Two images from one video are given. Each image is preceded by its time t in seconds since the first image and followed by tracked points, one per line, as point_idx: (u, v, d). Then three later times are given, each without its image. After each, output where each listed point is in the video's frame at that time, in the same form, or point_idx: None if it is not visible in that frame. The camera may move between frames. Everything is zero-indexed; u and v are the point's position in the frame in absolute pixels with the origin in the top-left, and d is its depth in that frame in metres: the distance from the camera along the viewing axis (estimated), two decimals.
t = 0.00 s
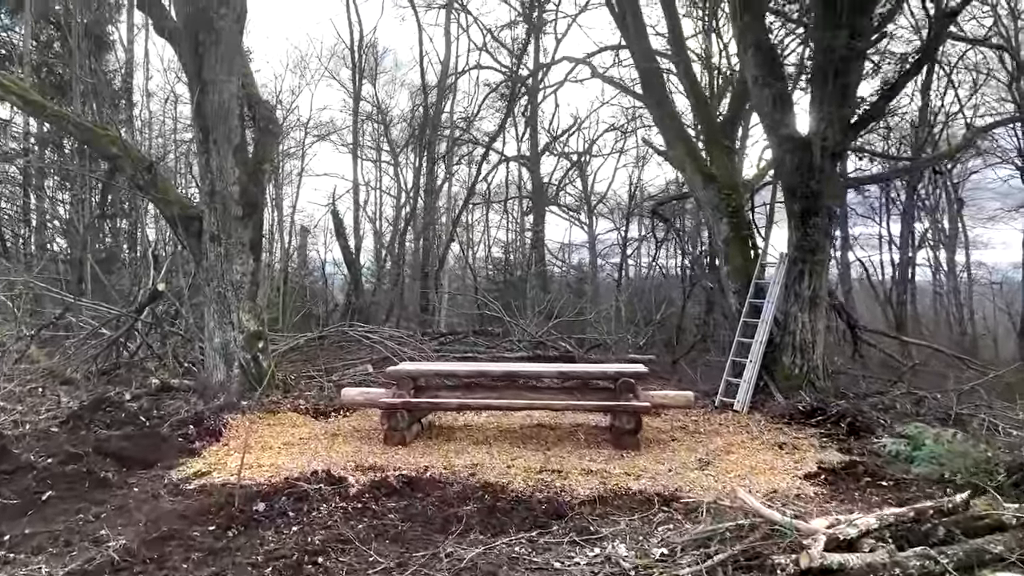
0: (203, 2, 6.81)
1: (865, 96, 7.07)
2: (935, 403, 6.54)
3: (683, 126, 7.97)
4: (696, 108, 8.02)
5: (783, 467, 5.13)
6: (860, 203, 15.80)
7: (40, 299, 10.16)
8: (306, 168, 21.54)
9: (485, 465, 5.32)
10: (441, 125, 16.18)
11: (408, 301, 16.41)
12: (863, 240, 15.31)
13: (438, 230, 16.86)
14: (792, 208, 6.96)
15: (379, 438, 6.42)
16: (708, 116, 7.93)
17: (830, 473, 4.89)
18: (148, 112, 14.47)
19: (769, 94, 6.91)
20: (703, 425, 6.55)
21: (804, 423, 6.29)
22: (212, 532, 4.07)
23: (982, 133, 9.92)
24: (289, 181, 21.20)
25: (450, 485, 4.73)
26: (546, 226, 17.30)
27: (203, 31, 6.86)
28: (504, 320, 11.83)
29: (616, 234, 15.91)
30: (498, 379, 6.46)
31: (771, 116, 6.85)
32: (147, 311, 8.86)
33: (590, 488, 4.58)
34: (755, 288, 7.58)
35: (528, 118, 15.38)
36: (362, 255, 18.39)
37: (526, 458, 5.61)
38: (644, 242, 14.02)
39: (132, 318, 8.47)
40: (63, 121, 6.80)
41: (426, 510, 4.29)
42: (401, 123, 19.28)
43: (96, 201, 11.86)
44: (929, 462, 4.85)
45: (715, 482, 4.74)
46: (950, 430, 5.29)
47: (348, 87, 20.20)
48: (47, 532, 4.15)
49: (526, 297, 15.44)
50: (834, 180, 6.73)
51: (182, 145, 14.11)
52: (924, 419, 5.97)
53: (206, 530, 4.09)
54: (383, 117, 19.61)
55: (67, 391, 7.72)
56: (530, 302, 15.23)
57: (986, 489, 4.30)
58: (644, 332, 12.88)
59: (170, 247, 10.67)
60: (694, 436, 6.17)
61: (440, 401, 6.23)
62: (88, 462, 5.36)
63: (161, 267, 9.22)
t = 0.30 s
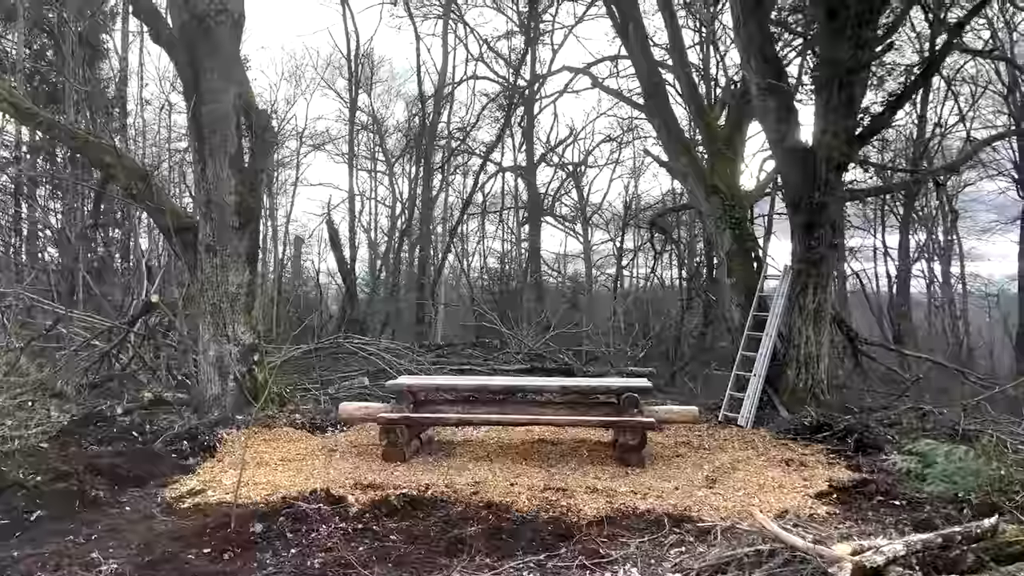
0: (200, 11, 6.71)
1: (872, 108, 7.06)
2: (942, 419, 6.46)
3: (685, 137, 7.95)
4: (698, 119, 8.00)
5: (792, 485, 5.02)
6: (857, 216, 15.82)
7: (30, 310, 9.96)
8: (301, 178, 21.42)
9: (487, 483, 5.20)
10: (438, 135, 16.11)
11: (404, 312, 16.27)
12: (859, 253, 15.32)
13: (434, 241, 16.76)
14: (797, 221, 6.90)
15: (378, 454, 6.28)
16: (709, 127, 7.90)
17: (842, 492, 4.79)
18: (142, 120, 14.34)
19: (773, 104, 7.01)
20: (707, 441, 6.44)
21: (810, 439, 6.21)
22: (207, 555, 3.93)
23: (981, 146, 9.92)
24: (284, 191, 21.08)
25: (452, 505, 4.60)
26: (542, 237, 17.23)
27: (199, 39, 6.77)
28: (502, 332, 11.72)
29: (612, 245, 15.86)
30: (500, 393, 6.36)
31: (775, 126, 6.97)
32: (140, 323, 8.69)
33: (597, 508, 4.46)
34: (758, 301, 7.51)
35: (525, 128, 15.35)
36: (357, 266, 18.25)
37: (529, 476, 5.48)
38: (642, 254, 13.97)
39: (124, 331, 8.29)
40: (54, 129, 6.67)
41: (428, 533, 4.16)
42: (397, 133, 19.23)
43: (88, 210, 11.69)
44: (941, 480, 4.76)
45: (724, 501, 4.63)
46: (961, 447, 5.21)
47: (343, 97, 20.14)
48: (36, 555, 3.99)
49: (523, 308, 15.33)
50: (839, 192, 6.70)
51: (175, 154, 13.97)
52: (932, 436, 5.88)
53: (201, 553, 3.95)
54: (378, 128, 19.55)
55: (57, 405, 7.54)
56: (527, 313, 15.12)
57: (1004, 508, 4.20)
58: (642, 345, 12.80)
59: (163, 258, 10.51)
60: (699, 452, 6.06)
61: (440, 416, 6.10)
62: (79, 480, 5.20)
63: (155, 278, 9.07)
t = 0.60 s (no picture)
0: (193, 12, 6.62)
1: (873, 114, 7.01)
2: (943, 427, 6.40)
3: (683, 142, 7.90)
4: (696, 125, 7.96)
5: (797, 495, 4.93)
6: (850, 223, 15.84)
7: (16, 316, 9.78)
8: (293, 183, 21.28)
9: (486, 494, 5.08)
10: (431, 140, 16.04)
11: (397, 318, 16.14)
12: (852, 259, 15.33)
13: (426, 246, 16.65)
14: (797, 227, 6.85)
15: (373, 464, 6.15)
16: (708, 132, 7.85)
17: (848, 503, 4.72)
18: (132, 124, 14.19)
19: (772, 109, 7.01)
20: (707, 450, 6.36)
21: (811, 448, 6.14)
22: (199, 571, 3.80)
23: (976, 152, 9.94)
24: (275, 196, 20.93)
25: (452, 518, 4.48)
26: (535, 243, 17.16)
27: (192, 41, 6.68)
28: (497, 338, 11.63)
29: (606, 251, 15.81)
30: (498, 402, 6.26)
31: (775, 131, 6.94)
32: (129, 330, 8.54)
33: (601, 520, 4.35)
34: (757, 307, 7.44)
35: (518, 133, 15.30)
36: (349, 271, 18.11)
37: (529, 486, 5.36)
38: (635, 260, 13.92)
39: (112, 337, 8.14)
40: (42, 131, 6.54)
41: (428, 547, 4.04)
42: (389, 138, 19.15)
43: (76, 214, 11.52)
44: (947, 491, 4.70)
45: (729, 512, 4.54)
46: (965, 457, 5.15)
47: (336, 102, 20.05)
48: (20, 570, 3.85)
49: (516, 314, 15.24)
50: (839, 198, 6.66)
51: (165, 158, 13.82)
52: (935, 445, 5.82)
53: (192, 570, 3.81)
54: (371, 133, 19.46)
55: (44, 413, 7.38)
56: (520, 319, 15.02)
57: (1014, 520, 4.13)
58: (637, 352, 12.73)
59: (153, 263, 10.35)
60: (700, 462, 5.97)
61: (436, 425, 5.98)
62: (66, 491, 5.06)
63: (146, 284, 8.92)
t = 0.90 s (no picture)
0: (185, 8, 6.50)
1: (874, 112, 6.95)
2: (946, 429, 6.33)
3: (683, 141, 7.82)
4: (695, 124, 7.88)
5: (803, 500, 4.85)
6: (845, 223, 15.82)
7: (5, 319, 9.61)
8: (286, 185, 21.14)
9: (486, 499, 4.98)
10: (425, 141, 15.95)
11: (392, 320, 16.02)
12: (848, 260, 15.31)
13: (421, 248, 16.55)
14: (798, 227, 6.78)
15: (369, 468, 6.03)
16: (707, 132, 7.79)
17: (855, 507, 4.64)
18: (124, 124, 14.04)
19: (773, 107, 6.94)
20: (709, 453, 6.27)
21: (814, 451, 6.06)
22: None
23: (973, 153, 9.91)
24: (268, 198, 20.78)
25: (451, 525, 4.37)
26: (530, 244, 17.07)
27: (184, 39, 6.56)
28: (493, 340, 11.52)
29: (601, 252, 15.74)
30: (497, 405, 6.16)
31: (777, 130, 6.87)
32: (121, 332, 8.40)
33: (605, 526, 4.25)
34: (757, 308, 7.36)
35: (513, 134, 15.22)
36: (343, 273, 17.97)
37: (529, 491, 5.26)
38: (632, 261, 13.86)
39: (103, 340, 8.00)
40: (30, 130, 6.40)
41: (427, 555, 3.93)
42: (383, 139, 19.04)
43: (67, 215, 11.36)
44: (956, 495, 4.62)
45: (735, 517, 4.45)
46: (972, 460, 5.08)
47: (329, 103, 19.93)
48: None
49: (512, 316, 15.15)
50: (841, 197, 6.59)
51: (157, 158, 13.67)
52: (939, 448, 5.75)
53: None
54: (365, 133, 19.35)
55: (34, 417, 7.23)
56: (516, 321, 14.92)
57: None
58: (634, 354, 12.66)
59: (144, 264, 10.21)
60: (702, 466, 5.88)
61: (435, 429, 5.87)
62: (55, 498, 4.92)
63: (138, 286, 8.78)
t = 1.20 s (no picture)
0: (173, 0, 6.35)
1: (874, 107, 6.90)
2: (949, 427, 6.26)
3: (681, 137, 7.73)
4: (694, 119, 7.80)
5: (808, 500, 4.77)
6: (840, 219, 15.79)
7: None
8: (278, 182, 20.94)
9: (485, 501, 4.88)
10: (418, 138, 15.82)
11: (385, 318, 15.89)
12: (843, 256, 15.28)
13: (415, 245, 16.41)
14: (799, 223, 6.70)
15: (365, 470, 5.91)
16: (706, 127, 7.70)
17: (861, 508, 4.56)
18: (113, 121, 13.84)
19: (773, 102, 6.85)
20: (710, 452, 6.18)
21: (816, 450, 5.98)
22: None
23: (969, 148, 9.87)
24: (260, 195, 20.59)
25: (451, 529, 4.26)
26: (524, 241, 16.97)
27: (173, 32, 6.41)
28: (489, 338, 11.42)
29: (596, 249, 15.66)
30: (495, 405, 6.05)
31: (777, 124, 6.77)
32: (111, 332, 8.25)
33: (608, 530, 4.15)
34: (757, 305, 7.28)
35: (507, 130, 15.10)
36: (335, 271, 17.81)
37: (529, 493, 5.15)
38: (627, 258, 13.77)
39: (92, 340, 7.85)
40: (15, 125, 6.25)
41: (426, 561, 3.82)
42: (376, 136, 18.89)
43: (55, 213, 11.18)
44: (962, 494, 4.54)
45: (741, 519, 4.36)
46: (976, 458, 5.01)
47: (321, 99, 19.75)
48: None
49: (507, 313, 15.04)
50: (841, 193, 6.52)
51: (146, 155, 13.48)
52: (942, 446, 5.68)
53: None
54: (357, 130, 19.18)
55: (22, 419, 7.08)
56: (511, 319, 14.81)
57: None
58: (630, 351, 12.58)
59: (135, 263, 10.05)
60: (703, 466, 5.79)
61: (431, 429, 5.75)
62: (42, 504, 4.79)
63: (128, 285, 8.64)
